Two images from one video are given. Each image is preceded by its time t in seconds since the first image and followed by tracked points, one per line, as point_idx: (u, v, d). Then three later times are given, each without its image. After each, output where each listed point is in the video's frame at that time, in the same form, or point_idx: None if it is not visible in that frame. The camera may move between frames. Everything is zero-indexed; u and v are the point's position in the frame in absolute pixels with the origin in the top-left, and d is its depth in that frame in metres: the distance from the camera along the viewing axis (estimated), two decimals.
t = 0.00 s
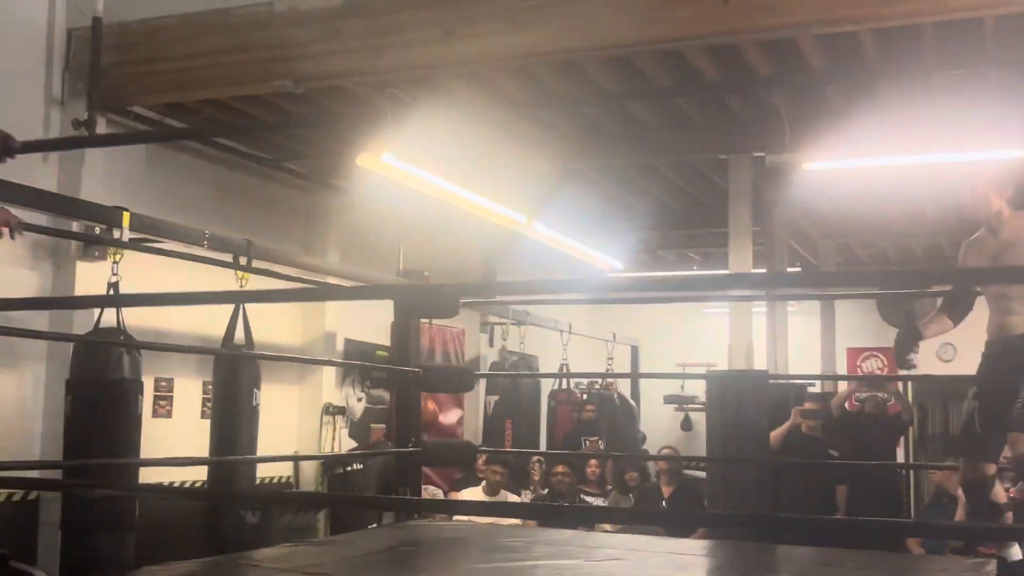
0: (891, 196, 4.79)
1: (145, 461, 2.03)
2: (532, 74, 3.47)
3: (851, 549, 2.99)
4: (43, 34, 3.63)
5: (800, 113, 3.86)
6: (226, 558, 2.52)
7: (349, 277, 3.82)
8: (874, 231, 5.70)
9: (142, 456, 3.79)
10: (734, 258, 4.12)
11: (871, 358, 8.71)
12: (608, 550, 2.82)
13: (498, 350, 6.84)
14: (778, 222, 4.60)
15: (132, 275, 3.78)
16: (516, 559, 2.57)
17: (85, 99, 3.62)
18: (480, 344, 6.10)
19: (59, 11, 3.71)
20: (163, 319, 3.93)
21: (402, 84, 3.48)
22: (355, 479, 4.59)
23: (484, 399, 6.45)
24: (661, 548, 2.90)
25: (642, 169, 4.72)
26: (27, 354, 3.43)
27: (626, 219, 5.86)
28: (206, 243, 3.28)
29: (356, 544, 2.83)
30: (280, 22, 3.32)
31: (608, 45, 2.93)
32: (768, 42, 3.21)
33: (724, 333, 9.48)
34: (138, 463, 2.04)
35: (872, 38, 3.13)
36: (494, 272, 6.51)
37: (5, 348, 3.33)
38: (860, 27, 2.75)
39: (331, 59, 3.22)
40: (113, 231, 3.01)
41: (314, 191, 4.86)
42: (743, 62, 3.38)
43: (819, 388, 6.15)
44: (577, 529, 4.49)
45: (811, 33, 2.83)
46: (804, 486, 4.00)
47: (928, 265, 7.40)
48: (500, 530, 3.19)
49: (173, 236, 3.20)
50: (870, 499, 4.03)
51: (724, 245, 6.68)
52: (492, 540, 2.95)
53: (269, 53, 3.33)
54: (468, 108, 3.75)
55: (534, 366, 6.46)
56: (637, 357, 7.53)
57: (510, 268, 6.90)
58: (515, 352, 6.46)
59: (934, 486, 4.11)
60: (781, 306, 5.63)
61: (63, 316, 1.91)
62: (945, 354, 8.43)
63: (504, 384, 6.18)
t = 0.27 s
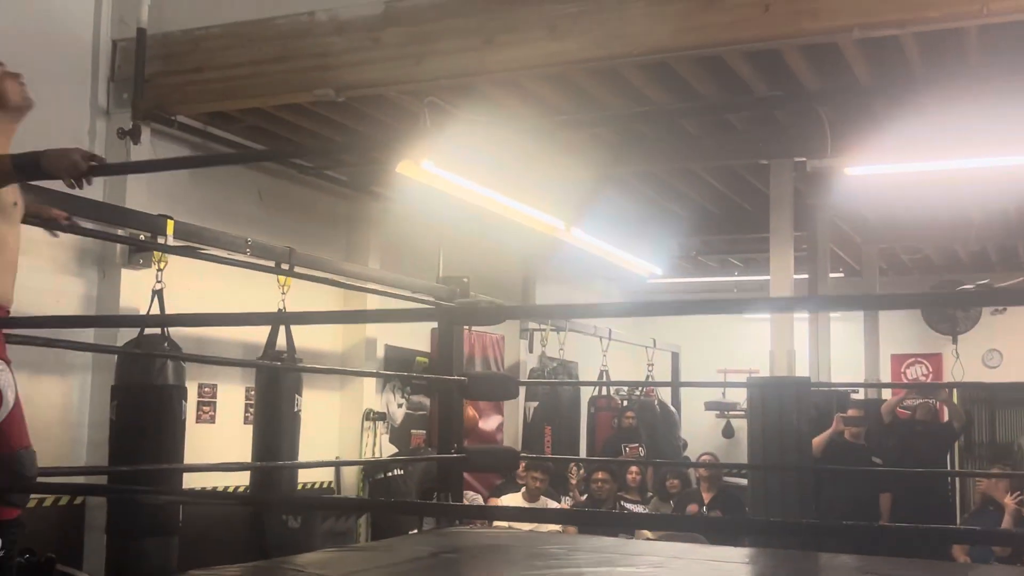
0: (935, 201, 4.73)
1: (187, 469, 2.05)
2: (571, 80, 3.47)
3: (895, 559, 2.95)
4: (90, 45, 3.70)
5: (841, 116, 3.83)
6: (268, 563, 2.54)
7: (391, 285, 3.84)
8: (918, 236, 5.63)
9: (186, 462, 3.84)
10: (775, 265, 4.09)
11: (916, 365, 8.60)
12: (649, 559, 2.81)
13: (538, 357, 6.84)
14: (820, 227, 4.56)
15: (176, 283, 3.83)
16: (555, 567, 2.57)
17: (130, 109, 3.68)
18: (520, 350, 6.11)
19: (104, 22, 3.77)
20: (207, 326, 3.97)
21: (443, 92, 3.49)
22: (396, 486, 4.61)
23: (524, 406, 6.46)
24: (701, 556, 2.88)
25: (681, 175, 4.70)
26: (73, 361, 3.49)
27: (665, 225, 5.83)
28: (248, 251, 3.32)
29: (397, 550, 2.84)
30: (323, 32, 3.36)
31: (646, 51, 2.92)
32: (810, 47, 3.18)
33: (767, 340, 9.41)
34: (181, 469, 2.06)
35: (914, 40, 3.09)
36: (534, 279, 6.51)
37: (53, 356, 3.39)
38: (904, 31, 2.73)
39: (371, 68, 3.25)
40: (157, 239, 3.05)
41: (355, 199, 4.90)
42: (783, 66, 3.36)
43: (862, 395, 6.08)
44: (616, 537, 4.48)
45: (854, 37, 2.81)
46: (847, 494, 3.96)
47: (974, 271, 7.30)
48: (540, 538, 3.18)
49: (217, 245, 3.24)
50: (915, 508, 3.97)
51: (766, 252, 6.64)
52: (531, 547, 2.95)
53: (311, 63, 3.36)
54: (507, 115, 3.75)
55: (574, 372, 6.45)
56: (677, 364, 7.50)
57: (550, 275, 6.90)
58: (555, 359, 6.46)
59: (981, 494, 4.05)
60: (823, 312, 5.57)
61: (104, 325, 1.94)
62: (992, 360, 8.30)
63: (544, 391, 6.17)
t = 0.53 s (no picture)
0: (961, 205, 4.69)
1: (211, 470, 2.07)
2: (594, 85, 3.47)
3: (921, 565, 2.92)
4: (117, 52, 3.74)
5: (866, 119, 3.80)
6: (292, 566, 2.55)
7: (415, 289, 3.85)
8: (944, 240, 5.58)
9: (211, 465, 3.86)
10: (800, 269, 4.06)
11: (942, 370, 8.54)
12: (672, 563, 2.80)
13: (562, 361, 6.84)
14: (845, 231, 4.53)
15: (201, 287, 3.86)
16: (578, 571, 2.56)
17: (156, 115, 3.72)
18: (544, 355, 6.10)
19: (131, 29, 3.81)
20: (232, 330, 4.00)
21: (466, 97, 3.50)
22: (419, 489, 4.62)
23: (548, 410, 6.46)
24: (725, 561, 2.87)
25: (705, 178, 4.68)
26: (100, 364, 3.52)
27: (689, 229, 5.82)
28: (273, 255, 3.34)
29: (420, 554, 2.85)
30: (347, 38, 3.38)
31: (669, 54, 2.91)
32: (835, 50, 3.17)
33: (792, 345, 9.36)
34: (204, 471, 2.07)
35: (941, 43, 3.07)
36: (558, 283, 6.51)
37: (80, 359, 3.42)
38: (929, 34, 2.71)
39: (395, 73, 3.27)
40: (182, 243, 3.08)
41: (379, 203, 4.92)
42: (808, 69, 3.34)
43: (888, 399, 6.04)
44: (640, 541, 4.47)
45: (879, 40, 2.79)
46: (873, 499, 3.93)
47: (1002, 275, 7.23)
48: (563, 542, 3.18)
49: (241, 249, 3.26)
50: (941, 513, 3.94)
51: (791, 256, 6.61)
52: (554, 552, 2.95)
53: (335, 68, 3.38)
54: (530, 119, 3.75)
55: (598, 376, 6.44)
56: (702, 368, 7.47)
57: (574, 279, 6.90)
58: (579, 364, 6.45)
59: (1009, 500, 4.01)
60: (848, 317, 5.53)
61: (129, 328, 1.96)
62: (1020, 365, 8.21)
63: (568, 395, 6.17)
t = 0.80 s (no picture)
0: (978, 208, 4.67)
1: (225, 471, 2.08)
2: (609, 88, 3.47)
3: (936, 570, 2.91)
4: (135, 55, 3.76)
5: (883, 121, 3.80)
6: (306, 567, 2.56)
7: (429, 292, 3.86)
8: (962, 244, 5.56)
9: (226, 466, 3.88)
10: (815, 273, 4.05)
11: (960, 374, 8.50)
12: (685, 567, 2.79)
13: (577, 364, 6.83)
14: (861, 235, 4.53)
15: (217, 289, 3.88)
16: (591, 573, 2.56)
17: (173, 118, 3.74)
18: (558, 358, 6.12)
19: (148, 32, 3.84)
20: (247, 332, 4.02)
21: (481, 100, 3.51)
22: (433, 491, 4.63)
23: (562, 413, 6.46)
24: (738, 565, 2.87)
25: (720, 182, 4.68)
26: (117, 366, 3.55)
27: (705, 231, 5.81)
28: (288, 257, 3.35)
29: (432, 556, 2.85)
30: (362, 41, 3.39)
31: (683, 58, 2.92)
32: (850, 53, 3.16)
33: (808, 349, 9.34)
34: (218, 472, 2.08)
35: (956, 46, 3.06)
36: (573, 286, 6.52)
37: (96, 360, 3.44)
38: (944, 37, 2.70)
39: (410, 76, 3.28)
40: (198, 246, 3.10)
41: (394, 206, 4.93)
42: (824, 72, 3.34)
43: (905, 403, 6.01)
44: (654, 545, 4.46)
45: (894, 43, 2.78)
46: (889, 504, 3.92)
47: (1019, 279, 7.20)
48: (577, 544, 3.18)
49: (257, 251, 3.28)
50: (959, 519, 3.92)
51: (806, 259, 6.59)
52: (567, 554, 2.95)
53: (350, 72, 3.40)
54: (545, 122, 3.76)
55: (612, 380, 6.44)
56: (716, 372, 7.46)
57: (588, 282, 6.90)
58: (593, 367, 6.45)
59: None
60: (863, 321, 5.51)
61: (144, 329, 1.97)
62: None
63: (583, 398, 6.17)
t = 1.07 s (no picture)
0: (980, 210, 4.67)
1: (227, 470, 2.08)
2: (612, 89, 3.47)
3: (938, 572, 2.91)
4: (138, 56, 3.77)
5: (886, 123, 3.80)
6: (307, 568, 2.56)
7: (432, 293, 3.86)
8: (964, 246, 5.56)
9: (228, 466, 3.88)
10: (818, 275, 4.05)
11: (962, 377, 8.50)
12: (687, 568, 2.79)
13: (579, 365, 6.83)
14: (864, 237, 4.53)
15: (220, 289, 3.88)
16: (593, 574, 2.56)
17: (176, 118, 3.74)
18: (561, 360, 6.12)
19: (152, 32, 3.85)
20: (250, 332, 4.02)
21: (483, 101, 3.51)
22: (435, 492, 4.62)
23: (564, 415, 6.46)
24: (740, 567, 2.86)
25: (723, 183, 4.68)
26: (120, 365, 3.55)
27: (707, 233, 5.81)
28: (290, 257, 3.35)
29: (433, 557, 2.85)
30: (365, 41, 3.39)
31: (686, 60, 2.92)
32: (852, 55, 3.15)
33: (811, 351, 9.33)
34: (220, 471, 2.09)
35: (958, 49, 3.06)
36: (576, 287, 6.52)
37: (99, 360, 3.45)
38: (947, 38, 2.70)
39: (413, 77, 3.28)
40: (200, 245, 3.10)
41: (397, 207, 4.93)
42: (827, 74, 3.34)
43: (907, 405, 6.01)
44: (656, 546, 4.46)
45: (897, 45, 2.78)
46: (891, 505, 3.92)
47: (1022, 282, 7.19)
48: (579, 546, 3.18)
49: (259, 251, 3.28)
50: (962, 521, 3.92)
51: (809, 261, 6.59)
52: (568, 556, 2.95)
53: (353, 72, 3.40)
54: (547, 123, 3.76)
55: (614, 381, 6.44)
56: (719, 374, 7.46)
57: (591, 284, 6.90)
58: (596, 368, 6.45)
59: None
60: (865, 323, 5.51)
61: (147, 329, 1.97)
62: None
63: (585, 399, 6.17)
